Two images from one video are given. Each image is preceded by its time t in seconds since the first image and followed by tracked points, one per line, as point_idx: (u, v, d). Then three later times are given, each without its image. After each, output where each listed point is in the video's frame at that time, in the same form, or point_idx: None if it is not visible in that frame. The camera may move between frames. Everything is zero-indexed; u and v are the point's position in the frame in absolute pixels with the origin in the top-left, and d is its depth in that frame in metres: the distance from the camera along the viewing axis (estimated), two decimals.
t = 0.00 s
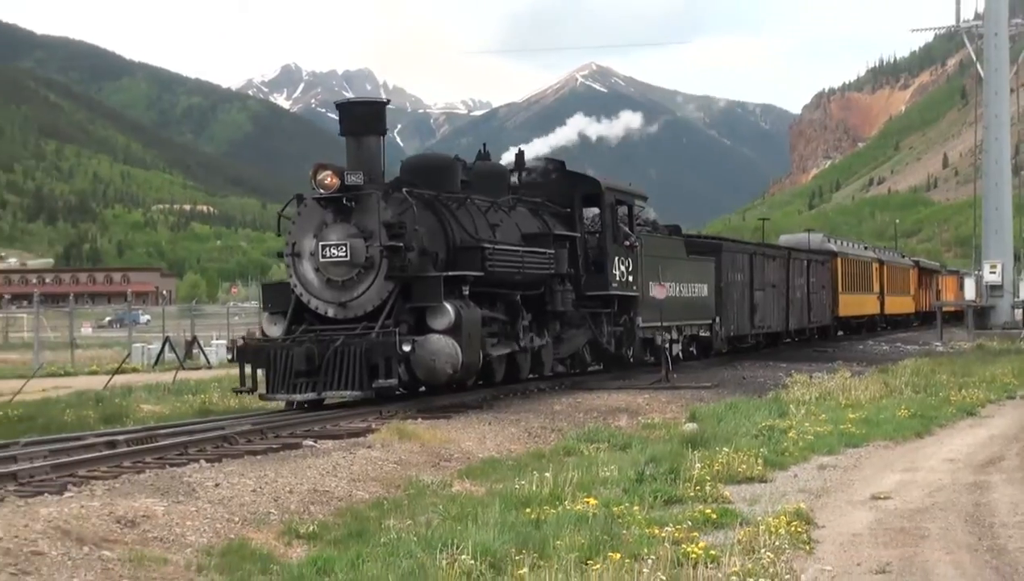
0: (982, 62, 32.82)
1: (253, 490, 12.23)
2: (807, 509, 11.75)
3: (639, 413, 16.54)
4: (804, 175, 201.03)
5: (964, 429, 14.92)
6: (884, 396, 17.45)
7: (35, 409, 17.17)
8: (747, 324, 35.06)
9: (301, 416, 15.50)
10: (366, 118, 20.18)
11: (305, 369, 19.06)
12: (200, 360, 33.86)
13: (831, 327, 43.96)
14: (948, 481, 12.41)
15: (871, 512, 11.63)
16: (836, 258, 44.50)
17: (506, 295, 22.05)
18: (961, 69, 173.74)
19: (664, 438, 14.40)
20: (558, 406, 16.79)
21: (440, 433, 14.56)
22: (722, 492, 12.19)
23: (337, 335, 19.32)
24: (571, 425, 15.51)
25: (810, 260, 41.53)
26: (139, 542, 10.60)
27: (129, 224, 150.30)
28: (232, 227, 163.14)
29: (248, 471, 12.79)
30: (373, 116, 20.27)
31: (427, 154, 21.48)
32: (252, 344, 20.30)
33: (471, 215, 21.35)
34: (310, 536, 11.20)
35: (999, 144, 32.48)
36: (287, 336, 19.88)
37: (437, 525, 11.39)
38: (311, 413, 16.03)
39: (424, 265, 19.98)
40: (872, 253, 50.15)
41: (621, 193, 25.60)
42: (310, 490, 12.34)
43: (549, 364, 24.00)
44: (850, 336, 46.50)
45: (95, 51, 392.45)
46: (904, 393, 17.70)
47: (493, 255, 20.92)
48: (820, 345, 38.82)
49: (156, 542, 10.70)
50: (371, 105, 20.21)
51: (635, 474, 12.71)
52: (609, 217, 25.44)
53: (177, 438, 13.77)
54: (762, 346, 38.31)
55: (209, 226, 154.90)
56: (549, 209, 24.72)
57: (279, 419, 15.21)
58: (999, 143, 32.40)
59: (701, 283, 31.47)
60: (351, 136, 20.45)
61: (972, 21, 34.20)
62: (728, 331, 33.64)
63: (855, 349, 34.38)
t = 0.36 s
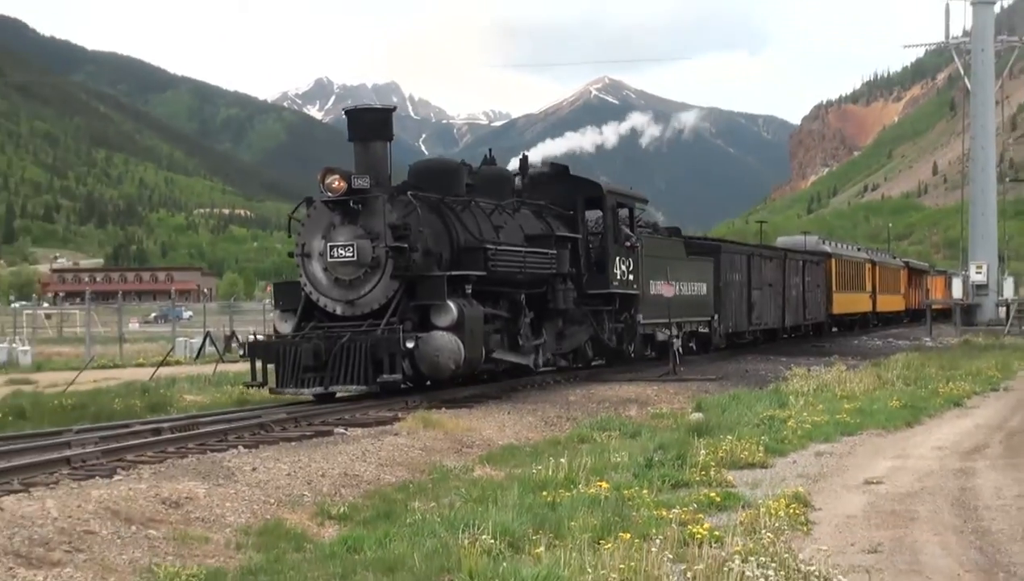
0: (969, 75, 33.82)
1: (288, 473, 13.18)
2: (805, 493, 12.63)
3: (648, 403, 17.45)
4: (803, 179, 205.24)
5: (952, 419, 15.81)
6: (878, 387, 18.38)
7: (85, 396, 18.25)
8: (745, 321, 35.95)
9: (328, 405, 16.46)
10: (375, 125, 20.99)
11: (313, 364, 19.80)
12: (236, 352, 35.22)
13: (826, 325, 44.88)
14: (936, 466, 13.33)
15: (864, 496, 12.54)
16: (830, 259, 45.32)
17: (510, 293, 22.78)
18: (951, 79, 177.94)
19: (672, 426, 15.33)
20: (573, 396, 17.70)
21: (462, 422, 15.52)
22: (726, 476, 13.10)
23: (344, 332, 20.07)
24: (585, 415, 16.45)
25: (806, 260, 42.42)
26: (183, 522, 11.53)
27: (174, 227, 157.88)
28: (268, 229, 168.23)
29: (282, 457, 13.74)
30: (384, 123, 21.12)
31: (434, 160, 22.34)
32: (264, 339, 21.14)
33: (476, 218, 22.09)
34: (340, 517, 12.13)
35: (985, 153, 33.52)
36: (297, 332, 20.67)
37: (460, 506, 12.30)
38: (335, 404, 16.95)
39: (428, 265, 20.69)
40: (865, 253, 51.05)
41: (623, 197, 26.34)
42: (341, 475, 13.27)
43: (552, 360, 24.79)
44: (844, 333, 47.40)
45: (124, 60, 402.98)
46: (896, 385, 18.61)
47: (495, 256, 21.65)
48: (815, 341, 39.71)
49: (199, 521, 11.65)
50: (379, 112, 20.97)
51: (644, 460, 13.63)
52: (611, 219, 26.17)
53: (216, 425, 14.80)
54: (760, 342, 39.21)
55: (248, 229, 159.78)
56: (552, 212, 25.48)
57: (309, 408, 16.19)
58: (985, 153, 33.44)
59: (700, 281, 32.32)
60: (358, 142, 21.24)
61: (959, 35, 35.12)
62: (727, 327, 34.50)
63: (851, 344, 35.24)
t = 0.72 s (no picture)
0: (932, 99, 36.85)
1: (325, 451, 14.83)
2: (786, 468, 14.28)
3: (646, 388, 19.15)
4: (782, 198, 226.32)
5: (915, 403, 17.58)
6: (850, 373, 20.18)
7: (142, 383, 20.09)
8: (728, 317, 37.73)
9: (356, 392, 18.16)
10: (386, 139, 22.52)
11: (325, 357, 21.10)
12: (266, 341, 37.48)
13: (803, 321, 46.73)
14: (903, 446, 15.03)
15: (839, 472, 14.18)
16: (807, 260, 46.96)
17: (510, 292, 24.23)
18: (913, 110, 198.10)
19: (666, 409, 17.00)
20: (579, 382, 19.45)
21: (479, 405, 17.26)
22: (715, 455, 14.75)
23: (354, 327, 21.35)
24: (589, 399, 18.16)
25: (785, 261, 44.10)
26: (232, 493, 13.18)
27: (223, 233, 164.71)
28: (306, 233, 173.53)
29: (319, 436, 15.42)
30: (391, 139, 22.63)
31: (439, 171, 23.86)
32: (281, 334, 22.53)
33: (477, 223, 23.55)
34: (371, 489, 13.78)
35: (946, 167, 36.21)
36: (311, 327, 22.00)
37: (478, 480, 13.95)
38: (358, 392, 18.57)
39: (433, 266, 22.09)
40: (838, 255, 53.10)
41: (614, 205, 27.98)
42: (372, 452, 14.93)
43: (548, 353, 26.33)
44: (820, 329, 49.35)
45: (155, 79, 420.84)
46: (866, 372, 20.42)
47: (494, 258, 23.10)
48: (794, 337, 41.53)
49: (245, 493, 13.28)
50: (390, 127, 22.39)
51: (643, 439, 15.29)
52: (603, 224, 27.80)
53: (261, 408, 16.55)
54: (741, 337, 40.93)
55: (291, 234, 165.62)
56: (549, 218, 27.01)
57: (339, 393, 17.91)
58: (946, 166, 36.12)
59: (687, 281, 33.98)
60: (369, 154, 22.68)
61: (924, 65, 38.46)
62: (712, 323, 36.19)
63: (828, 338, 36.89)
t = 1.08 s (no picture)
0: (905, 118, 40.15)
1: (366, 430, 16.80)
2: (774, 447, 16.13)
3: (648, 374, 21.11)
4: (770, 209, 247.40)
5: (889, 389, 19.59)
6: (832, 362, 22.20)
7: (199, 369, 22.17)
8: (716, 313, 39.97)
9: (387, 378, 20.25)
10: (400, 150, 24.40)
11: (344, 347, 22.74)
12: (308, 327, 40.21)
13: (785, 317, 49.55)
14: (878, 427, 16.92)
15: (821, 451, 16.01)
16: (790, 263, 49.80)
17: (513, 290, 26.07)
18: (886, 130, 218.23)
19: (668, 394, 18.91)
20: (590, 368, 21.45)
21: (500, 388, 19.30)
22: (711, 434, 16.63)
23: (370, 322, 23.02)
24: (598, 384, 20.13)
25: (770, 262, 46.67)
26: (282, 467, 15.07)
27: (280, 242, 189.52)
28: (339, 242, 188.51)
29: (361, 415, 17.44)
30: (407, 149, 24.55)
31: (450, 180, 25.81)
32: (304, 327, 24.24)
33: (485, 227, 25.49)
34: (406, 464, 15.72)
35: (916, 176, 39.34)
36: (332, 321, 23.70)
37: (500, 456, 15.89)
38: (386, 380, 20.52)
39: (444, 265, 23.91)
40: (818, 257, 56.33)
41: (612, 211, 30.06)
42: (407, 431, 16.89)
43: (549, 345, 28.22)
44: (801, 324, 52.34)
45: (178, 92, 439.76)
46: (846, 360, 22.48)
47: (500, 259, 24.98)
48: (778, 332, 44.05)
49: (294, 466, 15.19)
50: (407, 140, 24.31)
51: (646, 421, 17.19)
52: (601, 229, 29.89)
53: (307, 392, 18.60)
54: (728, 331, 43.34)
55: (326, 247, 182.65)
56: (552, 222, 29.01)
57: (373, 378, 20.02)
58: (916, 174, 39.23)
59: (680, 280, 36.09)
60: (387, 164, 24.51)
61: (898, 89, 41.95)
62: (701, 318, 38.39)
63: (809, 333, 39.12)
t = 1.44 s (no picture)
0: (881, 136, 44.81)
1: (404, 408, 19.15)
2: (763, 427, 18.21)
3: (651, 361, 23.32)
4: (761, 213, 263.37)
5: (866, 374, 21.92)
6: (817, 350, 24.55)
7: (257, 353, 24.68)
8: (707, 307, 42.93)
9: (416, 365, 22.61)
10: (415, 158, 26.58)
11: (362, 338, 24.77)
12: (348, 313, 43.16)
13: (772, 312, 53.73)
14: (856, 409, 19.07)
15: (804, 429, 18.13)
16: (775, 263, 54.19)
17: (518, 286, 28.21)
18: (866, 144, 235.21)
19: (670, 378, 21.19)
20: (601, 355, 23.74)
21: (522, 372, 21.69)
22: (707, 414, 18.78)
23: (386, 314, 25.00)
24: (608, 368, 22.43)
25: (757, 262, 50.32)
26: (328, 441, 17.34)
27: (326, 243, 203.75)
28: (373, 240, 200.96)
29: (400, 395, 19.83)
30: (421, 158, 26.70)
31: (461, 186, 27.96)
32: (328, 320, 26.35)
33: (493, 229, 27.67)
34: (437, 438, 17.98)
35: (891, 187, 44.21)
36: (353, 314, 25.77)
37: (521, 432, 18.13)
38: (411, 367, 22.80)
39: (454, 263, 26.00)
40: (801, 258, 61.25)
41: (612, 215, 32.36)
42: (439, 411, 19.17)
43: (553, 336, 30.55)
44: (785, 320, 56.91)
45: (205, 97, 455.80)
46: (829, 349, 24.90)
47: (506, 258, 27.13)
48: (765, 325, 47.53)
49: (339, 440, 17.46)
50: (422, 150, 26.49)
51: (650, 401, 19.40)
52: (601, 231, 32.16)
53: (351, 375, 21.06)
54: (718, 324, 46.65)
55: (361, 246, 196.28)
56: (557, 225, 31.28)
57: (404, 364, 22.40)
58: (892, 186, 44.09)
59: (675, 277, 38.79)
60: (404, 172, 26.60)
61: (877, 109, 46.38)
62: (695, 312, 41.35)
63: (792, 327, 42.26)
